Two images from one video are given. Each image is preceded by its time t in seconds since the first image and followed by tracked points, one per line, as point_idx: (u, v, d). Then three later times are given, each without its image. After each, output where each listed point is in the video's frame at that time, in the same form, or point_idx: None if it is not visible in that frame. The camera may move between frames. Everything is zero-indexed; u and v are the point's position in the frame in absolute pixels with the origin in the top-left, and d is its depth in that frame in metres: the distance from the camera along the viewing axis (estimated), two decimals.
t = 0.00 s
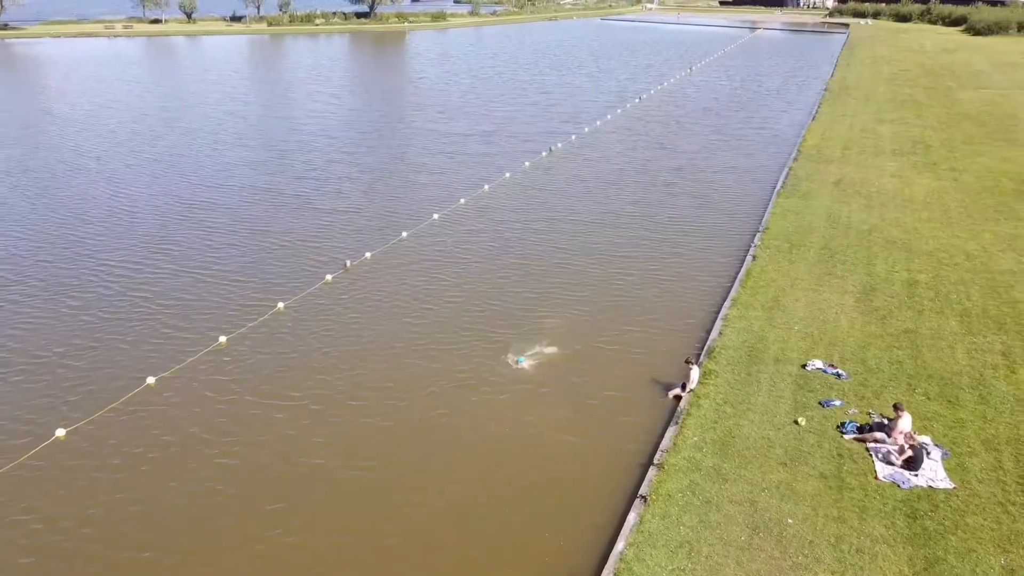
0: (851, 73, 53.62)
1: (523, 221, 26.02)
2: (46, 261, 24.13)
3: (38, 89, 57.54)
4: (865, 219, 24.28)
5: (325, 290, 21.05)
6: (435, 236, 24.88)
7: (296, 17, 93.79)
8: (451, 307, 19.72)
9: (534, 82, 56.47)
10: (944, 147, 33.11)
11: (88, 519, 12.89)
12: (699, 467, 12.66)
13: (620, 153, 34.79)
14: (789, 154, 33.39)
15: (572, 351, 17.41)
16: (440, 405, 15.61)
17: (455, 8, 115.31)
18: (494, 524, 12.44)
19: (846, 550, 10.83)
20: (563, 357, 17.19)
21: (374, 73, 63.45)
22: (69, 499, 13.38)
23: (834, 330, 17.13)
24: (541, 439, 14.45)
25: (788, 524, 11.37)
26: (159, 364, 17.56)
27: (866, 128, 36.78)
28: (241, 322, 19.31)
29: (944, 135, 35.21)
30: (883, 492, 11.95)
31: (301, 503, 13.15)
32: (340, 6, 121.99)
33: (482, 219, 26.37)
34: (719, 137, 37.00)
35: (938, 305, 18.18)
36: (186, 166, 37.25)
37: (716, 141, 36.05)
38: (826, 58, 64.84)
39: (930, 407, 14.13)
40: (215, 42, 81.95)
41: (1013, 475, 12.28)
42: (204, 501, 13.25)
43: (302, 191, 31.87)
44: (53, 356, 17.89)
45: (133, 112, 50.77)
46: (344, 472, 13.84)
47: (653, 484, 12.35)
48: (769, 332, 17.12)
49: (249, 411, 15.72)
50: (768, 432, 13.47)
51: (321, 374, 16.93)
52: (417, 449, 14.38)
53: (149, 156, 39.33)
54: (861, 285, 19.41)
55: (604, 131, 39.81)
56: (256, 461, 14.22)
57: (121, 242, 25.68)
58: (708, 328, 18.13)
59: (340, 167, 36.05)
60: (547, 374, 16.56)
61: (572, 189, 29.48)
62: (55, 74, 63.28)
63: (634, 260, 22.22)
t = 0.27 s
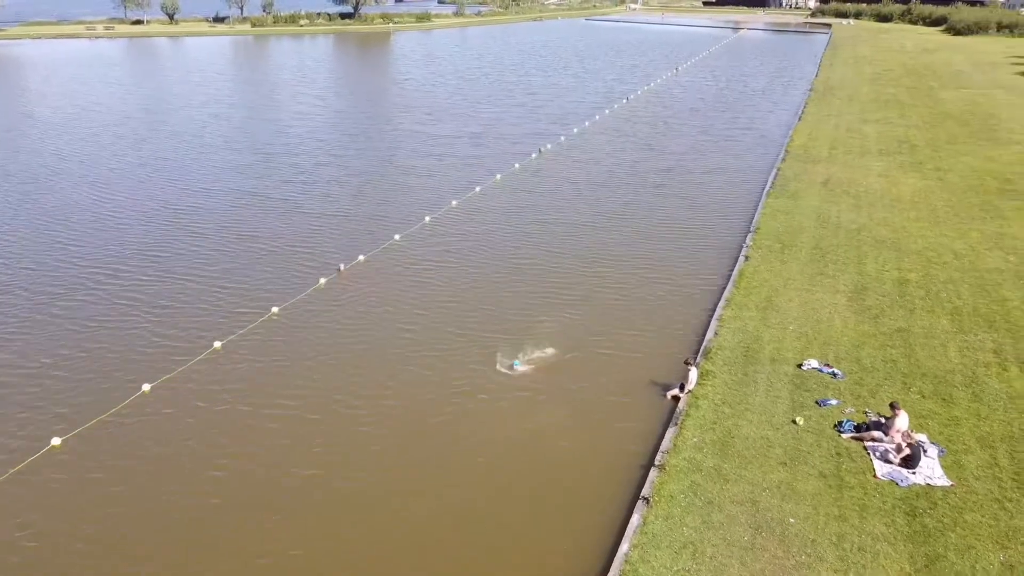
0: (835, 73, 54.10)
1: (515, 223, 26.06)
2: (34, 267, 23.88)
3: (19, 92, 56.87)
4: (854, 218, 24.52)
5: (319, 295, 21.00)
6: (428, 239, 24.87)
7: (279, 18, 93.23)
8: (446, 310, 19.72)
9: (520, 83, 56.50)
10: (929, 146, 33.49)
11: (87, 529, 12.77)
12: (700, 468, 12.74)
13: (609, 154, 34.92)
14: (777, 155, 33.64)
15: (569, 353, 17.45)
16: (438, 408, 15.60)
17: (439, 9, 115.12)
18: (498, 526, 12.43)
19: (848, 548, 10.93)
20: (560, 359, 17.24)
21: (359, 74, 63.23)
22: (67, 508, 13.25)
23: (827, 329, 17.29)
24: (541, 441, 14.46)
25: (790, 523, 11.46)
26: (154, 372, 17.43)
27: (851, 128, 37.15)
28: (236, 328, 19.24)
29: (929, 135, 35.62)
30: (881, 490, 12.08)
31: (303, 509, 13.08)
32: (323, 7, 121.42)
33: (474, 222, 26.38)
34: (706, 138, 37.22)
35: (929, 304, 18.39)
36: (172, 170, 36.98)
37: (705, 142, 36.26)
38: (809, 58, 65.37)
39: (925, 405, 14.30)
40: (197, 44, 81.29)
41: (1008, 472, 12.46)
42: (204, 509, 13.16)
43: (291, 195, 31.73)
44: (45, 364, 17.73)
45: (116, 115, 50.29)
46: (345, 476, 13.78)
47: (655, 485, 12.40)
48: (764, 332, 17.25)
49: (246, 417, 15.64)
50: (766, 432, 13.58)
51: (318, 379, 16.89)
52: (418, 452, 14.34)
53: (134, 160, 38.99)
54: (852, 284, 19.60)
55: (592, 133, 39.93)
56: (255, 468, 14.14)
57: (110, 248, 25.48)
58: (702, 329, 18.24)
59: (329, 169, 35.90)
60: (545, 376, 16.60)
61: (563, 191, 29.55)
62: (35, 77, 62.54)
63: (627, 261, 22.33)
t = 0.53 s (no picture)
0: (805, 72, 54.87)
1: (496, 225, 26.09)
2: (8, 276, 23.41)
3: None
4: (831, 216, 24.93)
5: (303, 300, 20.86)
6: (410, 243, 24.80)
7: (248, 18, 92.14)
8: (432, 314, 19.69)
9: (495, 84, 56.49)
10: (900, 144, 34.13)
11: (77, 544, 12.54)
12: (694, 466, 12.87)
13: (587, 155, 35.09)
14: (752, 154, 34.07)
15: (558, 354, 17.53)
16: (430, 413, 15.58)
17: (410, 9, 114.63)
18: (497, 531, 12.43)
19: (842, 542, 11.12)
20: (549, 361, 17.32)
21: (332, 76, 62.76)
22: (55, 523, 13.01)
23: (810, 326, 17.55)
24: (535, 444, 14.49)
25: (785, 519, 11.63)
26: (138, 381, 17.18)
27: (824, 127, 37.73)
28: (220, 336, 19.05)
29: (899, 133, 36.31)
30: (872, 484, 12.31)
31: (297, 516, 12.97)
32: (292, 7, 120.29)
33: (456, 224, 26.36)
34: (683, 137, 37.57)
35: (908, 299, 18.76)
36: (145, 174, 36.44)
37: (681, 142, 36.58)
38: (779, 58, 66.22)
39: (909, 399, 14.60)
40: (164, 45, 80.07)
41: (992, 463, 12.76)
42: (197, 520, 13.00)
43: (268, 199, 31.43)
44: (25, 375, 17.41)
45: (84, 119, 49.39)
46: (341, 484, 13.68)
47: (650, 484, 12.51)
48: (749, 329, 17.47)
49: (235, 425, 15.47)
50: (757, 429, 13.76)
51: (306, 385, 16.77)
52: (411, 458, 14.29)
53: (105, 164, 38.34)
54: (833, 281, 19.94)
55: (569, 133, 40.09)
56: (247, 477, 13.98)
57: (85, 255, 25.05)
58: (688, 328, 18.42)
59: (306, 173, 35.60)
60: (534, 378, 16.65)
61: (543, 192, 29.63)
62: None
63: (610, 261, 22.48)
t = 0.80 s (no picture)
0: (777, 64, 55.43)
1: (478, 219, 26.06)
2: None
3: None
4: (808, 206, 25.26)
5: (286, 298, 20.69)
6: (392, 239, 24.68)
7: (215, 11, 90.65)
8: (418, 310, 19.63)
9: (470, 77, 56.28)
10: (872, 135, 34.65)
11: (67, 550, 12.36)
12: (685, 456, 13.01)
13: (565, 148, 35.16)
14: (728, 146, 34.39)
15: (545, 348, 17.59)
16: (419, 409, 15.56)
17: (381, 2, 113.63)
18: (492, 528, 12.45)
19: (833, 528, 11.32)
20: (536, 354, 17.37)
21: (304, 70, 62.06)
22: (42, 530, 12.80)
23: (793, 316, 17.80)
24: (526, 440, 14.52)
25: (776, 507, 11.81)
26: (121, 383, 16.94)
27: (798, 118, 38.19)
28: (203, 336, 18.85)
29: (871, 124, 36.86)
30: (859, 470, 12.54)
31: (291, 519, 12.88)
32: None
33: (437, 219, 26.29)
34: (659, 130, 37.78)
35: (887, 287, 19.11)
36: (116, 173, 35.81)
37: (658, 135, 36.81)
38: (751, 50, 66.78)
39: (892, 386, 14.88)
40: (130, 39, 78.55)
41: (974, 446, 13.05)
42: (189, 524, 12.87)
43: (245, 196, 31.08)
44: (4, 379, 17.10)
45: (50, 116, 48.34)
46: (333, 486, 13.60)
47: (644, 475, 12.63)
48: (734, 320, 17.69)
49: (223, 427, 15.33)
50: (745, 419, 13.95)
51: (293, 384, 16.66)
52: (403, 457, 14.25)
53: (75, 163, 37.60)
54: (813, 271, 20.23)
55: (546, 127, 40.12)
56: (237, 480, 13.85)
57: (60, 256, 24.61)
58: (673, 319, 18.58)
59: (282, 169, 35.23)
60: (523, 372, 16.70)
61: (523, 186, 29.64)
62: None
63: (593, 254, 22.59)
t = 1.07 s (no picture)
0: (750, 55, 55.83)
1: (459, 213, 26.00)
2: None
3: None
4: (786, 195, 25.57)
5: (268, 295, 20.52)
6: (372, 233, 24.54)
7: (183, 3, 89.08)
8: (402, 304, 19.57)
9: (445, 70, 55.97)
10: (846, 124, 35.09)
11: (54, 555, 12.18)
12: (675, 445, 13.14)
13: (543, 141, 35.17)
14: (705, 137, 34.64)
15: (531, 340, 17.63)
16: (409, 405, 15.53)
17: None
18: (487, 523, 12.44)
19: (823, 512, 11.52)
20: (523, 347, 17.41)
21: (276, 63, 61.27)
22: (28, 535, 12.61)
23: (776, 304, 18.01)
24: (517, 433, 14.52)
25: (767, 493, 11.98)
26: (103, 384, 16.70)
27: (772, 108, 38.54)
28: (186, 334, 18.66)
29: (844, 113, 37.33)
30: (846, 455, 12.76)
31: (283, 519, 12.79)
32: None
33: (418, 214, 26.19)
34: (636, 121, 37.94)
35: (866, 275, 19.41)
36: (87, 169, 35.16)
37: (634, 126, 36.95)
38: (724, 41, 67.20)
39: (874, 372, 15.15)
40: (95, 32, 76.89)
41: (956, 429, 13.34)
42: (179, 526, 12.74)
43: (221, 192, 30.70)
44: None
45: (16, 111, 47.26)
46: (325, 484, 13.51)
47: (635, 464, 12.73)
48: (717, 310, 17.87)
49: (210, 426, 15.18)
50: (733, 407, 14.13)
51: (279, 381, 16.55)
52: (394, 453, 14.18)
53: (44, 160, 36.84)
54: (793, 259, 20.50)
55: (523, 119, 40.07)
56: (226, 480, 13.72)
57: (33, 256, 24.15)
58: (658, 309, 18.73)
59: (257, 164, 34.81)
60: (510, 365, 16.72)
61: (503, 179, 29.62)
62: None
63: (576, 246, 22.67)
